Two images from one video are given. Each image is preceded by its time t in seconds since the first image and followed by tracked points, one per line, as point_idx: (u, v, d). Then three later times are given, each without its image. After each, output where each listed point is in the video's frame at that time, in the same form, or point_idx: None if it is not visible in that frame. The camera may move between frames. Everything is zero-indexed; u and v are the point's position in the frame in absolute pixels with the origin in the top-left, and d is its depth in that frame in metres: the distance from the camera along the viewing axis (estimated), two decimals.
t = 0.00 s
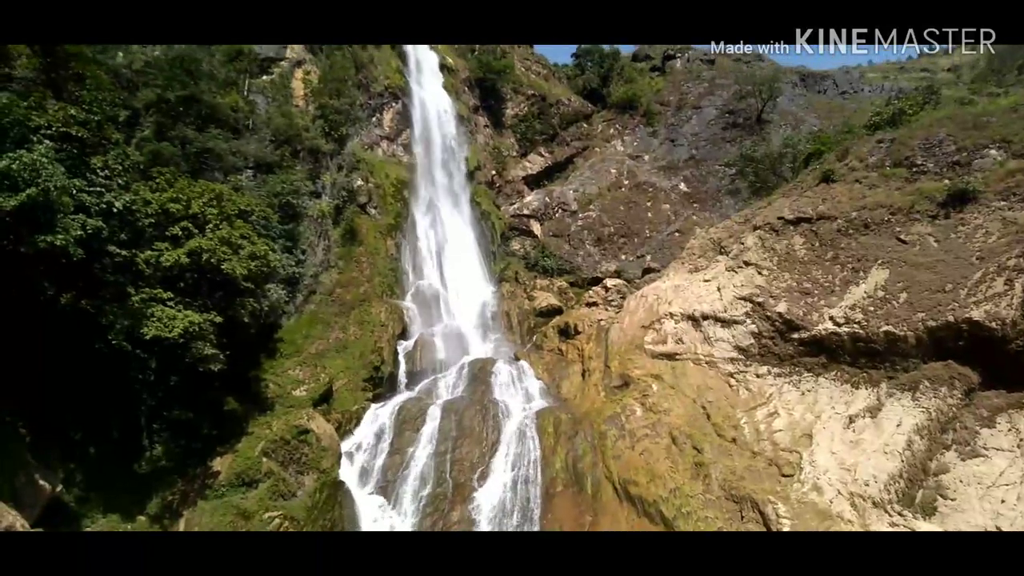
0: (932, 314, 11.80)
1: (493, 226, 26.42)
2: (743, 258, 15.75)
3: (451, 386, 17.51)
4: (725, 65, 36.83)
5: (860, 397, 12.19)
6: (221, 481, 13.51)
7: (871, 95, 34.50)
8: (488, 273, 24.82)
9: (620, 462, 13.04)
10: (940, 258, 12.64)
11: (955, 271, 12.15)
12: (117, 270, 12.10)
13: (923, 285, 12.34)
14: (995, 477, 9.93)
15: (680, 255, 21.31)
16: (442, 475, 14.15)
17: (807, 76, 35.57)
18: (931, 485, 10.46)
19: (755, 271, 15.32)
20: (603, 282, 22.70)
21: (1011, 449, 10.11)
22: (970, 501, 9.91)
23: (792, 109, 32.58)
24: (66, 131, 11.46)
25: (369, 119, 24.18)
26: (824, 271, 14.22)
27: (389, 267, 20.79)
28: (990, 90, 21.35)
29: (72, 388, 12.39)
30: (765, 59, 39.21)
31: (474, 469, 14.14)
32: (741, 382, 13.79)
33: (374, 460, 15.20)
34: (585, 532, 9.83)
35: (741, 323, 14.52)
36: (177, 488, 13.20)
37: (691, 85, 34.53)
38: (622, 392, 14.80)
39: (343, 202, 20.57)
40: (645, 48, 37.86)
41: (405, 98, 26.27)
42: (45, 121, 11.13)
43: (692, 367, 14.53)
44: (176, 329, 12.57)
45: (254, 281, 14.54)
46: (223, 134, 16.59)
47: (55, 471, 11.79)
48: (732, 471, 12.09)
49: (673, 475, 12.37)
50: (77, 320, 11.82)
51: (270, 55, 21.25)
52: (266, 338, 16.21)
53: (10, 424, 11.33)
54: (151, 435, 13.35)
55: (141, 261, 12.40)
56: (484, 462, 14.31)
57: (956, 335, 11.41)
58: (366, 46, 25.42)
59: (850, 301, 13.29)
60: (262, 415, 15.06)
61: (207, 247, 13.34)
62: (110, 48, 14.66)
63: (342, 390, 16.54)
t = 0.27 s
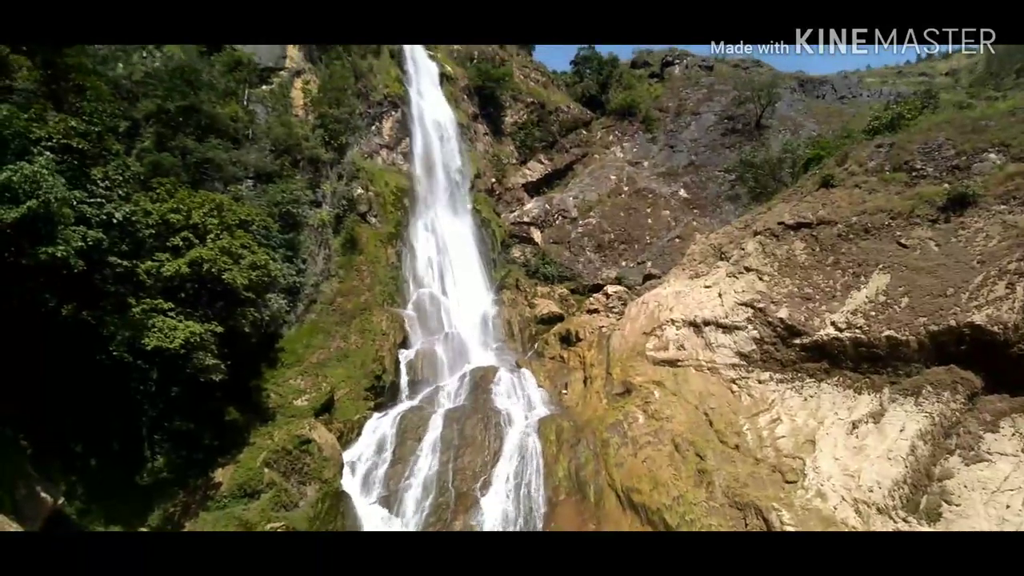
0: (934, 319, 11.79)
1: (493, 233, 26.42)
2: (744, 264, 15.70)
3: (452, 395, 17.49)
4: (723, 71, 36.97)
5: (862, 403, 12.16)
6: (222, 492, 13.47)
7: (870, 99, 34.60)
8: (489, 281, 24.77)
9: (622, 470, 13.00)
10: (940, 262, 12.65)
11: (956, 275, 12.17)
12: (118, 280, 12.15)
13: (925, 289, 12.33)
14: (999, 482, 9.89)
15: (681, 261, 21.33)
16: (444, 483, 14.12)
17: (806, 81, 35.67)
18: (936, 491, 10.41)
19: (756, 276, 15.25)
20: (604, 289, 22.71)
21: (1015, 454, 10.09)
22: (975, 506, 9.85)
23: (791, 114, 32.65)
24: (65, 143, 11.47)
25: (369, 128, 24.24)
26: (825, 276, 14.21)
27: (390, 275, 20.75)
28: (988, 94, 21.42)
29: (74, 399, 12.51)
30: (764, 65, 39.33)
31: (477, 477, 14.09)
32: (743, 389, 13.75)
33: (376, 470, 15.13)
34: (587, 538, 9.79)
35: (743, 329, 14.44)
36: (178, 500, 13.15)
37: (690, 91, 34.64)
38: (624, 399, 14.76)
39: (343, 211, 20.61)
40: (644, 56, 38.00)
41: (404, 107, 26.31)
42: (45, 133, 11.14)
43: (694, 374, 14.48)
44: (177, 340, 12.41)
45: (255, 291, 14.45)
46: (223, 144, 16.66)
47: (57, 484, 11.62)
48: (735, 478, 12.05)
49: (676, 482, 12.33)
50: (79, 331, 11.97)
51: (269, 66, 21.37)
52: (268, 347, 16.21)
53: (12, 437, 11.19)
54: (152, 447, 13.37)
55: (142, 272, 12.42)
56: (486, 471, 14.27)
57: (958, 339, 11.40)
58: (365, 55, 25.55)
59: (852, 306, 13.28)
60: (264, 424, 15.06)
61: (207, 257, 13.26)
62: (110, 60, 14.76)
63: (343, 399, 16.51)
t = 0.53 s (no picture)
0: (939, 324, 11.78)
1: (496, 240, 26.42)
2: (747, 270, 15.64)
3: (456, 402, 17.48)
4: (725, 78, 37.04)
5: (867, 409, 12.10)
6: (226, 499, 13.53)
7: (872, 105, 34.61)
8: (491, 289, 24.72)
9: (626, 477, 12.95)
10: (945, 268, 12.64)
11: (961, 280, 12.17)
12: (122, 288, 12.12)
13: (929, 294, 12.31)
14: (1005, 489, 9.80)
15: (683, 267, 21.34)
16: (448, 490, 14.13)
17: (808, 87, 35.70)
18: (941, 497, 10.33)
19: (759, 282, 15.18)
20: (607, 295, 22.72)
21: (1021, 459, 10.04)
22: (981, 512, 9.81)
23: (793, 120, 32.66)
24: (70, 151, 11.50)
25: (372, 136, 24.32)
26: (829, 281, 14.18)
27: (393, 282, 20.74)
28: (991, 99, 21.45)
29: (79, 406, 12.68)
30: (766, 71, 39.39)
31: (481, 485, 14.03)
32: (748, 395, 13.66)
33: (379, 478, 15.08)
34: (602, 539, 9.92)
35: (746, 335, 14.38)
36: (182, 508, 13.20)
37: (692, 98, 34.71)
38: (628, 406, 14.72)
39: (347, 218, 20.68)
40: (646, 63, 38.10)
41: (407, 114, 26.42)
42: (50, 142, 11.19)
43: (697, 380, 14.42)
44: (181, 348, 12.31)
45: (259, 298, 14.45)
46: (227, 153, 16.75)
47: (60, 492, 11.59)
48: (739, 485, 12.00)
49: (681, 489, 12.29)
50: (84, 339, 12.15)
51: (273, 74, 21.51)
52: (269, 357, 16.40)
53: (15, 445, 11.14)
54: (155, 454, 13.54)
55: (146, 280, 12.37)
56: (490, 478, 14.21)
57: (963, 344, 11.35)
58: (368, 64, 25.68)
59: (856, 311, 13.26)
60: (267, 432, 15.11)
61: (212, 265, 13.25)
62: (115, 70, 14.68)
63: (346, 407, 16.52)
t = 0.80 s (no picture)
0: (943, 337, 11.76)
1: (499, 255, 26.50)
2: (750, 283, 15.67)
3: (459, 417, 17.44)
4: (727, 92, 37.24)
5: (873, 422, 12.05)
6: (229, 516, 13.42)
7: (874, 118, 34.76)
8: (495, 303, 24.80)
9: (631, 492, 12.81)
10: (948, 280, 12.63)
11: (964, 293, 12.16)
12: (127, 304, 12.23)
13: (933, 307, 12.30)
14: (1013, 503, 9.71)
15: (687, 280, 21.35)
16: (452, 506, 14.07)
17: (810, 101, 35.86)
18: (949, 512, 10.26)
19: (762, 295, 15.21)
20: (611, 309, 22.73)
21: None
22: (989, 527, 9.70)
23: (795, 133, 32.81)
24: (76, 169, 11.69)
25: (376, 151, 24.45)
26: (832, 294, 14.16)
27: (397, 296, 20.75)
28: (993, 112, 21.52)
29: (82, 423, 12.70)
30: (767, 85, 39.59)
31: (484, 500, 13.98)
32: (752, 409, 13.64)
33: (383, 493, 15.03)
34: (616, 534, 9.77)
35: (750, 348, 14.39)
36: (184, 524, 13.21)
37: (694, 112, 34.89)
38: (632, 421, 14.66)
39: (350, 233, 20.76)
40: (647, 77, 38.34)
41: (410, 130, 26.62)
42: (56, 159, 11.41)
43: (701, 394, 14.36)
44: (185, 364, 12.37)
45: (263, 313, 14.48)
46: (232, 169, 16.87)
47: (64, 508, 11.75)
48: (745, 499, 11.94)
49: (686, 504, 12.21)
50: (89, 354, 12.11)
51: (277, 91, 21.72)
52: (274, 371, 16.32)
53: (19, 461, 11.35)
54: (158, 471, 13.42)
55: (150, 296, 12.49)
56: (494, 493, 14.18)
57: (968, 357, 11.30)
58: (372, 80, 25.90)
59: (860, 324, 13.24)
60: (271, 447, 15.06)
61: (216, 281, 13.35)
62: (119, 88, 14.92)
63: (350, 422, 16.49)
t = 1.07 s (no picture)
0: (943, 347, 11.77)
1: (498, 268, 26.57)
2: (750, 294, 15.66)
3: (459, 431, 17.38)
4: (724, 105, 37.45)
5: (874, 434, 12.02)
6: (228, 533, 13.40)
7: (870, 129, 34.96)
8: (495, 317, 24.83)
9: (633, 506, 12.74)
10: (948, 290, 12.65)
11: (963, 303, 12.20)
12: (126, 321, 12.17)
13: (933, 317, 12.31)
14: (1017, 514, 9.71)
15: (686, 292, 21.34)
16: (452, 521, 14.01)
17: (806, 113, 36.07)
18: (952, 523, 10.24)
19: (762, 306, 15.21)
20: (610, 322, 22.72)
21: None
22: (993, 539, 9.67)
23: (792, 145, 33.00)
24: (75, 186, 11.72)
25: (374, 166, 24.55)
26: (831, 305, 14.17)
27: (396, 311, 20.71)
28: (989, 122, 21.65)
29: (81, 440, 12.63)
30: (764, 98, 39.84)
31: (485, 516, 13.90)
32: (753, 421, 13.59)
33: (383, 509, 14.97)
34: (616, 533, 9.90)
35: (750, 360, 14.35)
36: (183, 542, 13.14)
37: (691, 125, 35.10)
38: (633, 434, 14.58)
39: (349, 248, 20.79)
40: (645, 91, 38.58)
41: (408, 145, 26.74)
42: (55, 176, 11.43)
43: (702, 406, 14.30)
44: (184, 380, 12.35)
45: (261, 329, 14.48)
46: (230, 185, 16.93)
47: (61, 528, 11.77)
48: (746, 512, 11.89)
49: (687, 517, 12.18)
50: (86, 371, 12.13)
51: (276, 106, 21.82)
52: (273, 387, 16.28)
53: (18, 480, 11.42)
54: (157, 488, 13.31)
55: (149, 312, 12.43)
56: (495, 508, 14.10)
57: (969, 367, 11.30)
58: (370, 95, 26.03)
59: (860, 335, 13.25)
60: (270, 464, 15.00)
61: (214, 296, 13.31)
62: (118, 105, 15.12)
63: (349, 437, 16.40)
